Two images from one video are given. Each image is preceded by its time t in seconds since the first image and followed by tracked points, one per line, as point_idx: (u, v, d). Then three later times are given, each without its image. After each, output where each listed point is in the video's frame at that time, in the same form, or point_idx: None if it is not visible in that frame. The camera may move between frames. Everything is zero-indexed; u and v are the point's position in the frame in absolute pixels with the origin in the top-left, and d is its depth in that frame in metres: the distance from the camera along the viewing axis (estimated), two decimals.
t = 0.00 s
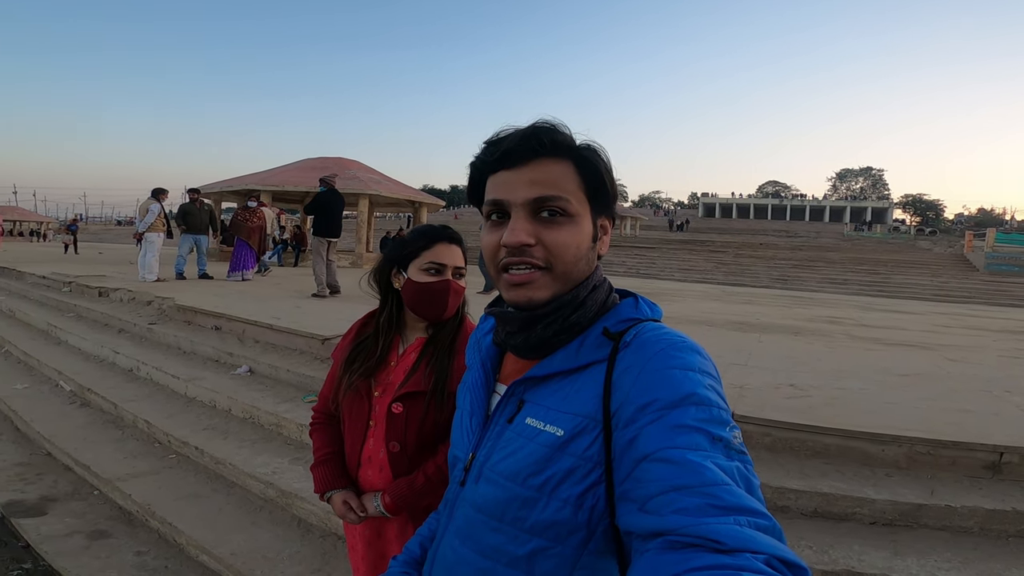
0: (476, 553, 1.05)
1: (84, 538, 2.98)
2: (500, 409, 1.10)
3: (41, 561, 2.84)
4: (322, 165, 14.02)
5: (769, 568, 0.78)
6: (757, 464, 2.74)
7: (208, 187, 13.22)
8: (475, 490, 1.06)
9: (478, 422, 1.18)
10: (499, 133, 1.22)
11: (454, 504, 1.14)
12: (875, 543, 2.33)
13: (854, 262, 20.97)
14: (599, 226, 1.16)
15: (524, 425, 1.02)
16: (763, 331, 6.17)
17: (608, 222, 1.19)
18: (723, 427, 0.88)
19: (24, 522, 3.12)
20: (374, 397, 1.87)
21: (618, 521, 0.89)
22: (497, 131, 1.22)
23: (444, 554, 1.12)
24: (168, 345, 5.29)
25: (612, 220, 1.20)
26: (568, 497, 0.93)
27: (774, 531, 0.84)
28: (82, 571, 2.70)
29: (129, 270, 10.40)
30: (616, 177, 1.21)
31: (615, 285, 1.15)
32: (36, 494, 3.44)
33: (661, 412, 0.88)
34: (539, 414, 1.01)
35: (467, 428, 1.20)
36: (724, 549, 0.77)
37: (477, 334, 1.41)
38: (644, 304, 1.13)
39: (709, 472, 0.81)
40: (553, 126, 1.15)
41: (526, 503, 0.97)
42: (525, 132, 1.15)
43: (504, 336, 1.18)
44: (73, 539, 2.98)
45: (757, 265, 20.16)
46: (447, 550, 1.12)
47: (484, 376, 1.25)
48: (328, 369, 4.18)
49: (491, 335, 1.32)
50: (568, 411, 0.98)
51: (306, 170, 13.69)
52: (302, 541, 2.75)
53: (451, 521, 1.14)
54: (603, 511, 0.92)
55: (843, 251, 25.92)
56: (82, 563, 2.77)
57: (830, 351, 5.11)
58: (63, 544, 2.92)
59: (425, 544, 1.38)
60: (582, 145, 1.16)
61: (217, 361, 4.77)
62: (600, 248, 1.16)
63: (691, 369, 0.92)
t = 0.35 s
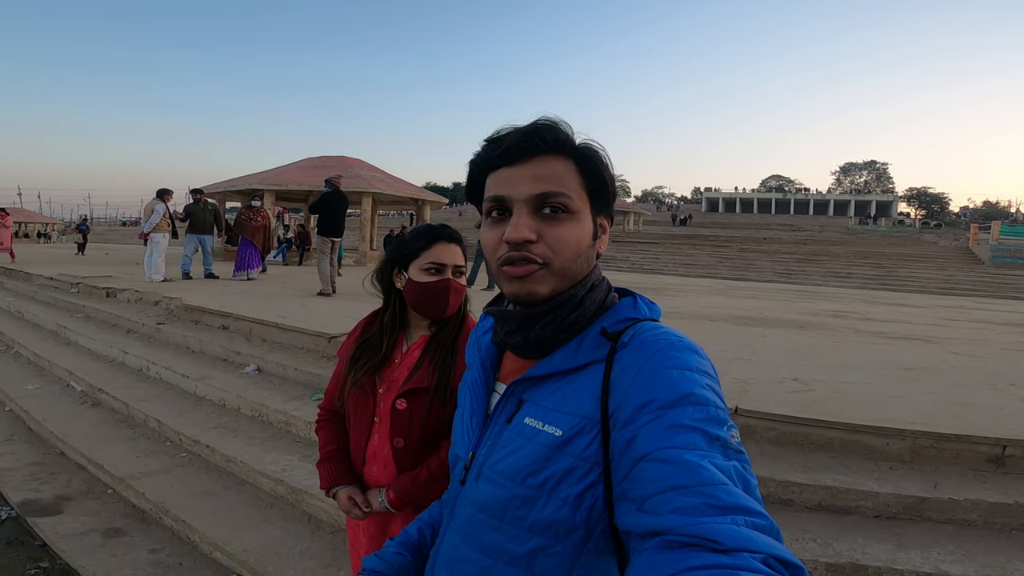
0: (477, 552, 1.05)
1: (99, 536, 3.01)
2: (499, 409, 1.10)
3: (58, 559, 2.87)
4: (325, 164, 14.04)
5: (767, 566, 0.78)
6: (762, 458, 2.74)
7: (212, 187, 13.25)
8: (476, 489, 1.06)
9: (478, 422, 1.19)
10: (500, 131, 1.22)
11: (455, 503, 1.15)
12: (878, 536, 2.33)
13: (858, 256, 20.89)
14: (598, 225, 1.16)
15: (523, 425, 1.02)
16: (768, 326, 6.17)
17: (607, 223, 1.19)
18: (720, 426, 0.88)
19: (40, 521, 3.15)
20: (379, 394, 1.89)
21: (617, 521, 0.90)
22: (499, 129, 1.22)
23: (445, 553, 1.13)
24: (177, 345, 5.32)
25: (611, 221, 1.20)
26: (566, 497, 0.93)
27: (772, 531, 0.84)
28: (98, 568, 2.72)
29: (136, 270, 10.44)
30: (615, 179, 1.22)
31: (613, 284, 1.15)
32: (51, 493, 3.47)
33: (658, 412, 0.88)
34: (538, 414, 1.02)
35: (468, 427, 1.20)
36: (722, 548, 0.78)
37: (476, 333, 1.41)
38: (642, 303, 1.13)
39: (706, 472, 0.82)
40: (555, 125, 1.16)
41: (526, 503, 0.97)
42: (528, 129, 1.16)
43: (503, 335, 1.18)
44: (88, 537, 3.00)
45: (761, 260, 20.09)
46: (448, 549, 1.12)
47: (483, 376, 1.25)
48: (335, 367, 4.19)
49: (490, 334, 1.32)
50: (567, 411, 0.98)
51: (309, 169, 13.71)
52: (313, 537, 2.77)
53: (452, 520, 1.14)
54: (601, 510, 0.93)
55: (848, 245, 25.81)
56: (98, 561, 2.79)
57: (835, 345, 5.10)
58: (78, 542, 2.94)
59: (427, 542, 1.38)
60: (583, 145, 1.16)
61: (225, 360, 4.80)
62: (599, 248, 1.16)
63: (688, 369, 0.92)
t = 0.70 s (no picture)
0: (471, 546, 1.06)
1: (103, 528, 3.03)
2: (493, 403, 1.10)
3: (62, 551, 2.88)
4: (325, 156, 14.01)
5: (759, 564, 0.79)
6: (760, 451, 2.76)
7: (213, 179, 13.23)
8: (469, 483, 1.07)
9: (471, 415, 1.19)
10: (497, 124, 1.20)
11: (449, 497, 1.15)
12: (874, 530, 2.34)
13: (859, 251, 20.85)
14: (595, 219, 1.16)
15: (517, 419, 1.03)
16: (768, 320, 6.17)
17: (604, 215, 1.19)
18: (713, 423, 0.89)
19: (44, 513, 3.16)
20: (378, 386, 1.89)
21: (610, 517, 0.90)
22: (495, 121, 1.21)
23: (440, 546, 1.14)
24: (179, 336, 5.33)
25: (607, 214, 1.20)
26: (560, 493, 0.94)
27: (764, 528, 0.85)
28: (102, 560, 2.74)
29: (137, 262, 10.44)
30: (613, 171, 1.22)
31: (609, 279, 1.15)
32: (54, 485, 3.49)
33: (652, 408, 0.89)
34: (532, 408, 1.02)
35: (461, 421, 1.21)
36: (714, 545, 0.78)
37: (471, 326, 1.42)
38: (638, 298, 1.13)
39: (699, 468, 0.82)
40: (552, 119, 1.15)
41: (519, 498, 0.98)
42: (525, 123, 1.14)
43: (498, 329, 1.19)
44: (92, 530, 3.02)
45: (761, 254, 20.07)
46: (443, 542, 1.13)
47: (478, 369, 1.25)
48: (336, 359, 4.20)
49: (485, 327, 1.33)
50: (561, 406, 0.98)
51: (310, 161, 13.69)
52: (315, 528, 2.78)
53: (446, 513, 1.15)
54: (594, 506, 0.93)
55: (848, 240, 25.76)
56: (101, 552, 2.80)
57: (835, 340, 5.10)
58: (82, 535, 2.96)
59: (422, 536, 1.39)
60: (580, 138, 1.16)
61: (227, 352, 4.81)
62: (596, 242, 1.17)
63: (682, 365, 0.93)
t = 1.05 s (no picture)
0: (471, 545, 1.06)
1: (118, 524, 3.07)
2: (493, 402, 1.10)
3: (78, 546, 2.93)
4: (340, 157, 14.13)
5: (759, 563, 0.79)
6: (771, 454, 2.73)
7: (230, 180, 13.39)
8: (469, 483, 1.07)
9: (471, 414, 1.19)
10: (497, 122, 1.20)
11: (449, 497, 1.15)
12: (885, 535, 2.31)
13: (877, 255, 20.56)
14: (594, 217, 1.16)
15: (517, 419, 1.03)
16: (782, 324, 6.12)
17: (603, 213, 1.19)
18: (713, 421, 0.89)
19: (60, 508, 3.22)
20: (386, 383, 1.90)
21: (611, 516, 0.90)
22: (495, 119, 1.21)
23: (441, 546, 1.13)
24: (195, 334, 5.40)
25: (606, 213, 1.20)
26: (560, 491, 0.94)
27: (765, 527, 0.84)
28: (116, 555, 2.78)
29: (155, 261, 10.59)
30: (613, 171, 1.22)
31: (608, 277, 1.15)
32: (71, 480, 3.55)
33: (652, 406, 0.88)
34: (532, 408, 1.02)
35: (461, 420, 1.20)
36: (715, 544, 0.78)
37: (469, 325, 1.42)
38: (637, 297, 1.13)
39: (700, 467, 0.82)
40: (553, 116, 1.15)
41: (520, 497, 0.97)
42: (526, 120, 1.15)
43: (497, 328, 1.19)
44: (107, 525, 3.06)
45: (776, 257, 19.88)
46: (444, 542, 1.12)
47: (477, 368, 1.25)
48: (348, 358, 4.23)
49: (483, 326, 1.33)
50: (561, 405, 0.98)
51: (325, 162, 13.80)
52: (325, 526, 2.80)
53: (446, 514, 1.15)
54: (595, 505, 0.93)
55: (866, 244, 25.41)
56: (115, 548, 2.84)
57: (850, 344, 5.04)
58: (97, 530, 3.01)
59: (424, 539, 1.39)
60: (580, 136, 1.16)
61: (242, 350, 4.86)
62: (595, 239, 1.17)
63: (681, 363, 0.93)
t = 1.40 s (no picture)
0: (471, 546, 1.06)
1: (140, 519, 3.14)
2: (492, 404, 1.10)
3: (102, 541, 3.00)
4: (356, 155, 14.22)
5: (759, 564, 0.78)
6: (788, 452, 2.70)
7: (249, 178, 13.56)
8: (469, 484, 1.07)
9: (472, 416, 1.19)
10: (491, 123, 1.19)
11: (449, 498, 1.15)
12: (902, 534, 2.27)
13: (900, 249, 20.16)
14: (591, 218, 1.16)
15: (517, 420, 1.03)
16: (801, 320, 6.03)
17: (598, 214, 1.19)
18: (712, 422, 0.88)
19: (86, 503, 3.30)
20: (399, 380, 1.92)
21: (610, 517, 0.90)
22: (489, 121, 1.20)
23: (442, 547, 1.14)
24: (215, 331, 5.49)
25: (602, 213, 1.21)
26: (559, 493, 0.94)
27: (764, 527, 0.84)
28: (139, 550, 2.84)
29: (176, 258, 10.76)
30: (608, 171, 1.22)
31: (606, 277, 1.14)
32: (96, 476, 3.63)
33: (649, 408, 0.88)
34: (531, 409, 1.02)
35: (460, 421, 1.21)
36: (713, 545, 0.77)
37: (468, 327, 1.42)
38: (636, 297, 1.13)
39: (698, 468, 0.82)
40: (548, 118, 1.15)
41: (519, 498, 0.98)
42: (522, 122, 1.14)
43: (496, 330, 1.18)
44: (130, 519, 3.13)
45: (796, 252, 19.59)
46: (445, 542, 1.13)
47: (478, 370, 1.26)
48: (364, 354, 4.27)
49: (483, 328, 1.33)
50: (560, 407, 0.98)
51: (341, 159, 13.92)
52: (341, 521, 2.84)
53: (447, 515, 1.15)
54: (594, 506, 0.93)
55: (888, 238, 24.91)
56: (137, 543, 2.91)
57: (870, 340, 4.96)
58: (121, 524, 3.07)
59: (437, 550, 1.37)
60: (575, 136, 1.16)
61: (260, 347, 4.93)
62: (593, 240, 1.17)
63: (680, 364, 0.92)
